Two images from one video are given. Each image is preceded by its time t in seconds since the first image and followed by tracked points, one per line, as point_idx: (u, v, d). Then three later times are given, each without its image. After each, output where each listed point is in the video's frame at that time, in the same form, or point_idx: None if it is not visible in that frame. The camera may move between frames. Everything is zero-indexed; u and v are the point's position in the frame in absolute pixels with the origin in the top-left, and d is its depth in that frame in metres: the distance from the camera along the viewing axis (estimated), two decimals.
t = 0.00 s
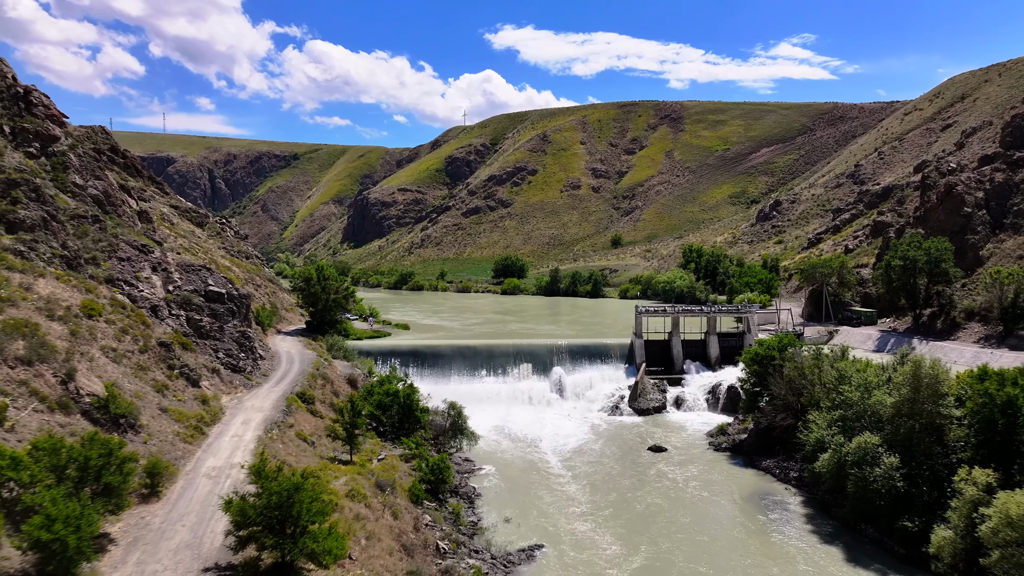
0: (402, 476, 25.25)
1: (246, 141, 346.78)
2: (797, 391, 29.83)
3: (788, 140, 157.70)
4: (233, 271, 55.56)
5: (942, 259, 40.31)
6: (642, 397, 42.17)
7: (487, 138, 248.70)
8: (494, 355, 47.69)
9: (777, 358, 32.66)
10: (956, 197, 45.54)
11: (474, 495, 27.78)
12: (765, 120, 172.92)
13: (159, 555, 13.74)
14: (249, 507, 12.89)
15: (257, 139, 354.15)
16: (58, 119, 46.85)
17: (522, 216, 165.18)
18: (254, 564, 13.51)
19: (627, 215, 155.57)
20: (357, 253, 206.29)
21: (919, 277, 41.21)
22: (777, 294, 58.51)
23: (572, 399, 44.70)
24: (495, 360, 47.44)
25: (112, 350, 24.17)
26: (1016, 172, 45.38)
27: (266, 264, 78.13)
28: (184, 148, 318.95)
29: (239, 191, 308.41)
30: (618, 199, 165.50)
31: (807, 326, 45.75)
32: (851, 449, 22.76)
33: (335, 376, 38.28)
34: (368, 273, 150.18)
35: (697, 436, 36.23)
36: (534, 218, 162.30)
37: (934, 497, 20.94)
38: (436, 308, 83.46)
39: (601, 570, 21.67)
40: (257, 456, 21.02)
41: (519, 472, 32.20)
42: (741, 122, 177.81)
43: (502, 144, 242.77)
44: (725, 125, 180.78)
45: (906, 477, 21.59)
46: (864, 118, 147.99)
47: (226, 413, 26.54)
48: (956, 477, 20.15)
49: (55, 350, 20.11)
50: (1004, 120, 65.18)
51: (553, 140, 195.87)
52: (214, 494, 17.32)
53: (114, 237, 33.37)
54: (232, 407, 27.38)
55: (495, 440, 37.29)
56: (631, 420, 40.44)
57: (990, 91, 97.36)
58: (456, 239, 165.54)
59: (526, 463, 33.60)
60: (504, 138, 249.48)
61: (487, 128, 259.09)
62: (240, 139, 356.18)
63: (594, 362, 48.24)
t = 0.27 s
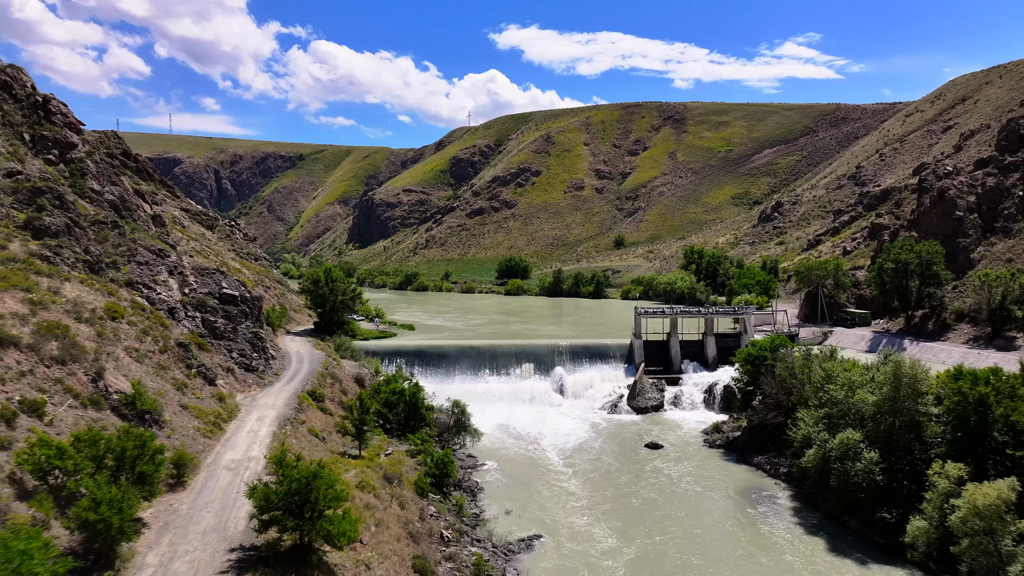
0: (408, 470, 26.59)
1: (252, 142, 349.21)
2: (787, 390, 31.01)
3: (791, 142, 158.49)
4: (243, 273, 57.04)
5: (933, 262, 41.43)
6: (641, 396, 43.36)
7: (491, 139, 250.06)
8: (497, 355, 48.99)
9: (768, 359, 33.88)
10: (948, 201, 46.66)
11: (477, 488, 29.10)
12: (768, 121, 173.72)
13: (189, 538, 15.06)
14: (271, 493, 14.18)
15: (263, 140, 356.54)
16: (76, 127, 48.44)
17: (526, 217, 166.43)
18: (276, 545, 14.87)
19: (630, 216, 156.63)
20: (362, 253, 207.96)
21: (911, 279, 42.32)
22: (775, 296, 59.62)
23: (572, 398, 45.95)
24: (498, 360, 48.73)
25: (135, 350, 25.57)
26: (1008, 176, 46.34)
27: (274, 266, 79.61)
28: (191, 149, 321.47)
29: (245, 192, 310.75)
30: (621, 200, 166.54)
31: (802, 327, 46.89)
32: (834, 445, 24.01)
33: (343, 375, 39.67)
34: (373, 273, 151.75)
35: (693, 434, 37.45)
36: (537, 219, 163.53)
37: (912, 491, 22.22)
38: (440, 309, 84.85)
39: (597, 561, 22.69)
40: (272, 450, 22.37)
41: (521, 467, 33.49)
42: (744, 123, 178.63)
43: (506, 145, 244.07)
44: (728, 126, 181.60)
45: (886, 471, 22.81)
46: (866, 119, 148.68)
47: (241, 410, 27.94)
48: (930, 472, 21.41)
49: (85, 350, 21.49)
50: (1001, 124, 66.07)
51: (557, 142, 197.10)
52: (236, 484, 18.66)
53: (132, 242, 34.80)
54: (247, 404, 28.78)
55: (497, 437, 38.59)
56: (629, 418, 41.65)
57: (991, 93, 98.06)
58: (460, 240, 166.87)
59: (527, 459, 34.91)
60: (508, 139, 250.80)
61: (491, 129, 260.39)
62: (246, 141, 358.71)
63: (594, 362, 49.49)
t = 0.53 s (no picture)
0: (409, 465, 27.90)
1: (256, 143, 351.16)
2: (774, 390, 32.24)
3: (791, 143, 159.45)
4: (249, 276, 58.45)
5: (920, 266, 42.61)
6: (636, 395, 44.58)
7: (493, 140, 251.40)
8: (497, 355, 50.23)
9: (757, 359, 35.11)
10: (937, 206, 48.05)
11: (475, 484, 30.39)
12: (769, 123, 174.70)
13: (207, 525, 16.36)
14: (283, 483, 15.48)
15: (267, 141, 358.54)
16: (88, 134, 49.89)
17: (528, 217, 167.69)
18: (288, 531, 16.15)
19: (631, 217, 157.76)
20: (365, 254, 209.52)
21: (899, 282, 43.45)
22: (769, 297, 60.80)
23: (570, 397, 47.17)
24: (498, 360, 49.98)
25: (150, 352, 26.93)
26: (996, 181, 47.46)
27: (280, 268, 81.06)
28: (195, 150, 323.54)
29: (249, 193, 312.76)
30: (622, 201, 167.64)
31: (795, 329, 48.08)
32: (814, 442, 25.23)
33: (347, 375, 41.03)
34: (376, 274, 153.21)
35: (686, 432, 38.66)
36: (539, 220, 164.73)
37: (887, 486, 23.41)
38: (442, 310, 86.15)
39: (588, 551, 23.86)
40: (281, 446, 23.68)
41: (518, 464, 34.75)
42: (744, 124, 179.61)
43: (508, 146, 245.38)
44: (729, 127, 182.58)
45: (863, 466, 24.02)
46: (866, 121, 149.55)
47: (251, 409, 29.28)
48: (901, 467, 22.64)
49: (105, 352, 22.83)
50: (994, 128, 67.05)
51: (558, 143, 198.32)
52: (248, 477, 19.97)
53: (144, 247, 36.16)
54: (256, 403, 30.14)
55: (496, 435, 39.83)
56: (625, 417, 42.86)
57: (988, 96, 98.89)
58: (462, 241, 168.21)
59: (525, 456, 36.18)
60: (510, 140, 252.11)
61: (494, 130, 261.72)
62: (250, 141, 360.75)
63: (592, 362, 50.71)
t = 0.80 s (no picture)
0: (408, 462, 29.16)
1: (259, 144, 352.98)
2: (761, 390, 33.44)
3: (791, 144, 160.43)
4: (254, 278, 59.79)
5: (907, 269, 43.72)
6: (630, 396, 45.76)
7: (495, 142, 252.68)
8: (496, 356, 51.44)
9: (745, 360, 36.32)
10: (925, 210, 49.12)
11: (472, 480, 31.63)
12: (768, 124, 175.69)
13: (219, 516, 17.62)
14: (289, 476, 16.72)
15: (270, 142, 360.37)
16: (97, 141, 51.14)
17: (529, 219, 168.91)
18: (293, 521, 17.40)
19: (631, 218, 158.85)
20: (368, 254, 210.98)
21: (887, 285, 44.56)
22: (763, 299, 61.96)
23: (566, 398, 48.37)
24: (496, 361, 51.19)
25: (161, 354, 28.22)
26: (983, 187, 48.56)
27: (283, 270, 82.42)
28: (199, 151, 325.35)
29: (252, 194, 314.58)
30: (623, 202, 168.72)
31: (786, 330, 49.25)
32: (794, 440, 26.45)
33: (349, 376, 42.33)
34: (378, 275, 154.55)
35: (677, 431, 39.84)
36: (540, 221, 165.91)
37: (862, 482, 24.59)
38: (443, 311, 87.45)
39: (577, 544, 25.07)
40: (286, 444, 24.94)
41: (514, 462, 35.97)
42: (745, 126, 180.63)
43: (509, 147, 246.63)
44: (729, 129, 183.57)
45: (840, 464, 25.21)
46: (865, 122, 150.44)
47: (257, 408, 30.56)
48: (874, 464, 23.80)
49: (120, 354, 24.12)
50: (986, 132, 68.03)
51: (560, 144, 199.54)
52: (256, 472, 21.24)
53: (154, 253, 37.46)
54: (262, 403, 31.43)
55: (494, 434, 41.04)
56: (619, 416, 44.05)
57: (985, 98, 99.73)
58: (464, 242, 169.47)
59: (521, 454, 37.41)
60: (512, 141, 253.37)
61: (495, 131, 262.97)
62: (253, 142, 362.58)
63: (588, 363, 51.90)
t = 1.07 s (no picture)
0: (405, 460, 30.38)
1: (262, 145, 354.86)
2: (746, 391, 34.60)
3: (790, 146, 161.35)
4: (257, 281, 61.11)
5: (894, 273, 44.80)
6: (624, 396, 46.89)
7: (497, 143, 253.91)
8: (494, 357, 52.66)
9: (732, 362, 37.55)
10: (913, 214, 50.16)
11: (468, 478, 32.83)
12: (769, 126, 176.57)
13: (226, 508, 18.88)
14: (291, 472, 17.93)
15: (273, 143, 362.17)
16: (105, 148, 52.95)
17: (530, 220, 170.12)
18: (295, 513, 18.61)
19: (632, 219, 159.93)
20: (370, 255, 212.43)
21: (875, 288, 45.64)
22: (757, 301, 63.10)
23: (562, 398, 49.56)
24: (494, 362, 52.42)
25: (169, 356, 29.52)
26: (970, 192, 49.64)
27: (286, 272, 83.71)
28: (202, 152, 327.18)
29: (255, 194, 316.45)
30: (623, 203, 169.76)
31: (777, 333, 50.40)
32: (775, 439, 27.60)
33: (350, 376, 43.61)
34: (380, 275, 155.90)
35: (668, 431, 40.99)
36: (541, 222, 167.12)
37: (837, 479, 25.77)
38: (444, 312, 88.77)
39: (565, 540, 26.20)
40: (289, 441, 26.19)
41: (509, 460, 37.14)
42: (745, 127, 181.56)
43: (511, 148, 247.87)
44: (730, 131, 184.50)
45: (817, 461, 26.37)
46: (865, 124, 151.28)
47: (261, 408, 31.84)
48: (848, 462, 24.95)
49: (132, 357, 25.42)
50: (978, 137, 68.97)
51: (561, 146, 200.69)
52: (260, 468, 22.52)
53: (162, 258, 38.79)
54: (265, 403, 32.72)
55: (491, 433, 42.23)
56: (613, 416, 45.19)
57: (982, 101, 100.48)
58: (465, 243, 170.67)
59: (516, 452, 38.62)
60: (513, 142, 254.56)
61: (497, 133, 264.19)
62: (256, 143, 364.44)
63: (583, 364, 53.10)
